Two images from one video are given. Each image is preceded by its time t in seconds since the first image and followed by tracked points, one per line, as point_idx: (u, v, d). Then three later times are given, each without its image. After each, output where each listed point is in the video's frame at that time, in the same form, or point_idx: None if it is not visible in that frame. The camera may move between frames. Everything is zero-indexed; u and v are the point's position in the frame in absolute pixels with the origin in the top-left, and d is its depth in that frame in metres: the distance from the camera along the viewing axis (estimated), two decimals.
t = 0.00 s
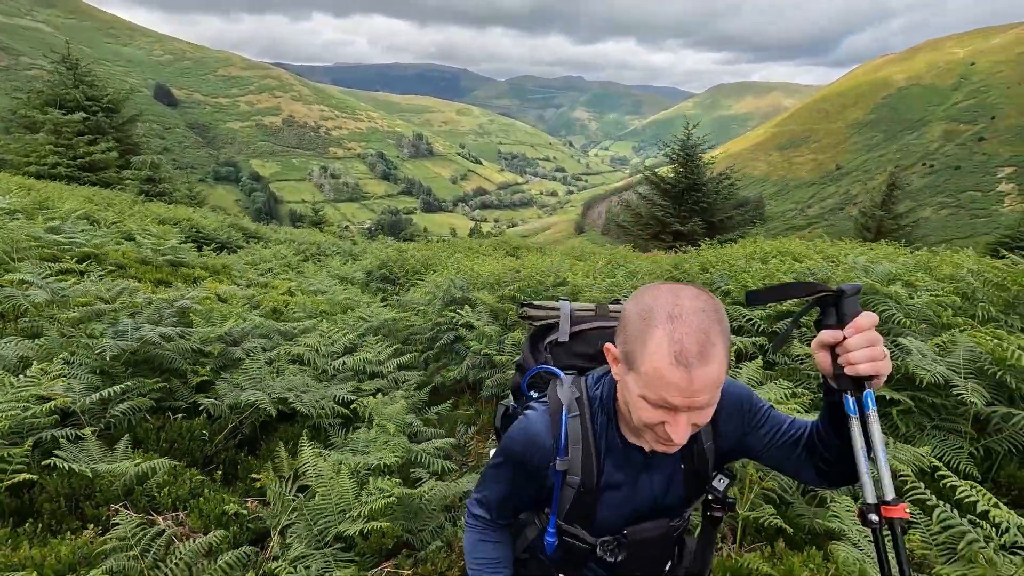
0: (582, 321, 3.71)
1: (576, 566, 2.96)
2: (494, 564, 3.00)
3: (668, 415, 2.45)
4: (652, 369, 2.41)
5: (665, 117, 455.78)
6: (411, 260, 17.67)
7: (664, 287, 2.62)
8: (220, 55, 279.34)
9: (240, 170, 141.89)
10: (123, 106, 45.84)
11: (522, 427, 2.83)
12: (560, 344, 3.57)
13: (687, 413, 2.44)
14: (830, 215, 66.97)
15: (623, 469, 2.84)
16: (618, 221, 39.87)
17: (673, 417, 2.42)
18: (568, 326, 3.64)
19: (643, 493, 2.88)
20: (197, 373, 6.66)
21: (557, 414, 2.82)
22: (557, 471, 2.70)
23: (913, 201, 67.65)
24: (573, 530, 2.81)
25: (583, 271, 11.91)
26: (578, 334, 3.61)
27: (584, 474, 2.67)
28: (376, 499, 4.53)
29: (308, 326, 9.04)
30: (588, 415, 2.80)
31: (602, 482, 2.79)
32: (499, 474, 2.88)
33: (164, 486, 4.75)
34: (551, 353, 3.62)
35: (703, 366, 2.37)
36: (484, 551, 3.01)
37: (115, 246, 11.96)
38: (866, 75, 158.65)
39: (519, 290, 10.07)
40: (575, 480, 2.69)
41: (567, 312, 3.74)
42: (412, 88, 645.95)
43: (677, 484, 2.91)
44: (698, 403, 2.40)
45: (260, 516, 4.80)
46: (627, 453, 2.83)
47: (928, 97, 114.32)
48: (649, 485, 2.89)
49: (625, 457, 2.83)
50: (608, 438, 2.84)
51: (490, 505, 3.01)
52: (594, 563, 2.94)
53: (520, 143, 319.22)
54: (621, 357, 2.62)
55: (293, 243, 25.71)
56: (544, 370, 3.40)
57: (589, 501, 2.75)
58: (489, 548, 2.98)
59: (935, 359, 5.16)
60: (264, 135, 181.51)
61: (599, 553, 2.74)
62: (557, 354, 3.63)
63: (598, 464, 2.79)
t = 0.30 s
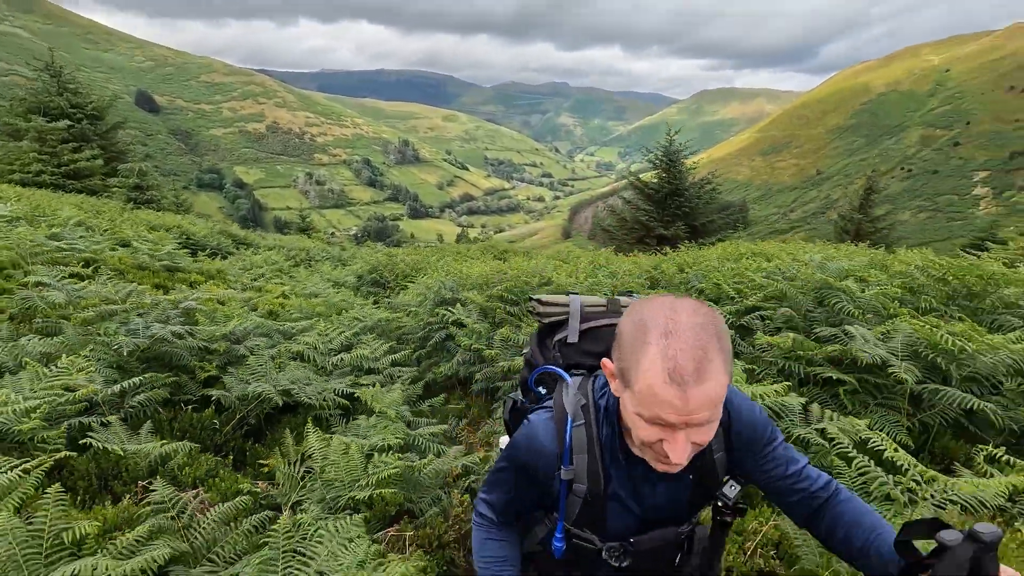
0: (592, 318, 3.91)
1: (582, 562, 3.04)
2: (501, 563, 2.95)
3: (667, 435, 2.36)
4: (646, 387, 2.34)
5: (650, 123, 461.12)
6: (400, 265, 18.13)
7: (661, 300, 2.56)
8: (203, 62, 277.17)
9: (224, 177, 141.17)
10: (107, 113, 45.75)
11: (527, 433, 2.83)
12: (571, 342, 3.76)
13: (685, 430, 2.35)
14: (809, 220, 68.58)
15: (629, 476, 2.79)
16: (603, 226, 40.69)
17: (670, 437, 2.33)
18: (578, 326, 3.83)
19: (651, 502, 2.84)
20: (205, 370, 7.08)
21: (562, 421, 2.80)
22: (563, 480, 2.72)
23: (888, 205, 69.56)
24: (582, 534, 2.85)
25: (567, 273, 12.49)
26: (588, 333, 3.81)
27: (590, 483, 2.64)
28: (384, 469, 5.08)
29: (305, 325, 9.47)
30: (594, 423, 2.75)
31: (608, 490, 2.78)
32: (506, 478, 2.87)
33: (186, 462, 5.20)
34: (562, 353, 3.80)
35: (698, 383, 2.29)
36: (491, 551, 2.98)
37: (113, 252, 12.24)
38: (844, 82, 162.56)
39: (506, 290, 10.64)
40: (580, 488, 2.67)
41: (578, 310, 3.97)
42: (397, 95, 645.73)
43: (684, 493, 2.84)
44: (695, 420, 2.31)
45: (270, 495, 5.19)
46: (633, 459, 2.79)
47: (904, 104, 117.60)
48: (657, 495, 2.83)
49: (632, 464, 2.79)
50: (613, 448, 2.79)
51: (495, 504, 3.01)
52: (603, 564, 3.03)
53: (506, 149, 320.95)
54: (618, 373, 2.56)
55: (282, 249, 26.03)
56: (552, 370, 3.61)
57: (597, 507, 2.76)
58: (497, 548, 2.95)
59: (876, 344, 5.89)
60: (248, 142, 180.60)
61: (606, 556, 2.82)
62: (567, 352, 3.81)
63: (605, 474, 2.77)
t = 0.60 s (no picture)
0: (607, 277, 4.13)
1: (591, 510, 3.05)
2: (523, 519, 3.06)
3: (643, 313, 2.63)
4: (634, 268, 2.68)
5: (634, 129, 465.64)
6: (390, 269, 18.51)
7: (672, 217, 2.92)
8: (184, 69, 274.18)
9: (207, 184, 139.98)
10: (91, 120, 45.42)
11: (539, 376, 2.90)
12: (587, 296, 3.94)
13: (663, 310, 2.59)
14: (790, 223, 70.06)
15: (640, 415, 2.88)
16: (588, 230, 41.37)
17: (647, 308, 2.60)
18: (594, 281, 4.03)
19: (661, 444, 2.89)
20: (213, 366, 7.44)
21: (570, 360, 2.91)
22: (569, 416, 2.79)
23: (866, 208, 71.34)
24: (591, 477, 2.89)
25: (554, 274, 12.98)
26: (603, 288, 3.99)
27: (596, 419, 2.72)
28: (391, 446, 5.51)
29: (304, 325, 9.85)
30: (602, 363, 2.85)
31: (614, 429, 2.84)
32: (520, 419, 2.93)
33: (207, 444, 5.56)
34: (580, 305, 3.98)
35: (678, 262, 2.59)
36: (512, 508, 3.08)
37: (109, 256, 12.45)
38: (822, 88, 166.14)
39: (496, 289, 11.13)
40: (587, 425, 2.74)
41: (597, 268, 4.20)
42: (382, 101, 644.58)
43: (694, 435, 2.91)
44: (671, 299, 2.56)
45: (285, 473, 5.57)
46: (641, 401, 2.88)
47: (881, 109, 120.56)
48: (668, 436, 2.90)
49: (640, 404, 2.88)
50: (620, 389, 2.90)
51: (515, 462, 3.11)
52: (615, 512, 3.00)
53: (492, 155, 321.99)
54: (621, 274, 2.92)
55: (271, 255, 26.23)
56: (570, 319, 3.82)
57: (603, 447, 2.83)
58: (519, 504, 3.07)
59: (834, 329, 6.47)
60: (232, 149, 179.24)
61: (613, 496, 2.83)
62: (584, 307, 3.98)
63: (611, 412, 2.85)
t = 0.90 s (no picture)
0: (624, 268, 4.04)
1: (606, 501, 3.25)
2: (538, 509, 3.28)
3: (652, 293, 2.91)
4: (644, 250, 2.99)
5: (623, 128, 467.63)
6: (383, 267, 18.77)
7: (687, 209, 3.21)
8: (169, 69, 271.27)
9: (193, 185, 138.82)
10: (76, 120, 44.97)
11: (554, 367, 3.13)
12: (602, 287, 3.87)
13: (668, 291, 2.87)
14: (776, 223, 70.95)
15: (651, 405, 3.08)
16: (578, 228, 41.75)
17: (654, 290, 2.89)
18: (608, 272, 3.95)
19: (675, 434, 3.09)
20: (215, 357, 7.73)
21: (583, 351, 3.15)
22: (581, 404, 3.00)
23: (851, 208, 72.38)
24: (602, 468, 3.12)
25: (544, 269, 13.33)
26: (618, 280, 3.90)
27: (606, 408, 2.94)
28: (389, 423, 5.80)
29: (300, 318, 10.15)
30: (614, 353, 3.08)
31: (626, 420, 3.05)
32: (534, 411, 3.20)
33: (213, 427, 5.78)
34: (595, 297, 3.93)
35: (684, 244, 2.88)
36: (527, 496, 3.30)
37: (108, 253, 12.66)
38: (809, 87, 167.99)
39: (488, 284, 11.50)
40: (598, 414, 2.95)
41: (611, 260, 4.09)
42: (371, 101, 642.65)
43: (707, 428, 3.12)
44: (676, 279, 2.83)
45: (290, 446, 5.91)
46: (652, 390, 3.09)
47: (865, 110, 122.45)
48: (676, 426, 3.10)
49: (652, 394, 3.10)
50: (634, 378, 3.10)
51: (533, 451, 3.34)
52: (629, 505, 3.20)
53: (481, 155, 321.89)
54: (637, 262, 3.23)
55: (262, 254, 26.36)
56: (583, 311, 3.82)
57: (613, 437, 3.03)
58: (533, 493, 3.29)
59: (803, 315, 6.95)
60: (218, 150, 177.73)
61: (627, 488, 3.02)
62: (600, 299, 3.91)
63: (623, 400, 3.05)
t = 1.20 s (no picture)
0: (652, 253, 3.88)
1: (624, 483, 3.06)
2: (553, 481, 3.10)
3: (697, 277, 2.78)
4: (684, 232, 2.86)
5: (619, 129, 468.93)
6: (383, 271, 19.20)
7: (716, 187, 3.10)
8: (164, 70, 270.66)
9: (188, 187, 138.91)
10: (76, 124, 45.19)
11: (578, 341, 2.99)
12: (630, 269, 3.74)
13: (713, 274, 2.75)
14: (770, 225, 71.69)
15: (676, 385, 2.96)
16: (573, 231, 42.33)
17: (700, 272, 2.75)
18: (637, 255, 3.81)
19: (696, 417, 2.95)
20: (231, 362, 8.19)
21: (610, 325, 3.02)
22: (604, 377, 2.86)
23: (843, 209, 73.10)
24: (621, 448, 2.94)
25: (541, 274, 13.77)
26: (647, 263, 3.77)
27: (630, 384, 2.79)
28: (395, 424, 6.22)
29: (306, 324, 10.57)
30: (642, 330, 2.94)
31: (646, 397, 2.91)
32: (555, 381, 3.03)
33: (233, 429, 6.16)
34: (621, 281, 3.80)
35: (729, 224, 2.77)
36: (541, 469, 3.13)
37: (117, 260, 13.04)
38: (803, 88, 169.24)
39: (486, 290, 11.97)
40: (621, 390, 2.81)
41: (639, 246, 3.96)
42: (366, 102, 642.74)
43: (732, 412, 2.97)
44: (723, 260, 2.72)
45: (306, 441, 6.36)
46: (678, 370, 2.97)
47: (859, 111, 123.55)
48: (700, 410, 2.96)
49: (679, 373, 2.96)
50: (660, 356, 2.98)
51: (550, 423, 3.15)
52: (645, 488, 3.05)
53: (477, 156, 322.38)
54: (668, 245, 3.07)
55: (263, 258, 26.78)
56: (608, 292, 3.67)
57: (635, 416, 2.87)
58: (547, 465, 3.10)
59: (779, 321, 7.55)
60: (214, 151, 177.67)
61: (644, 468, 2.86)
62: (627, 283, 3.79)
63: (646, 377, 2.91)
